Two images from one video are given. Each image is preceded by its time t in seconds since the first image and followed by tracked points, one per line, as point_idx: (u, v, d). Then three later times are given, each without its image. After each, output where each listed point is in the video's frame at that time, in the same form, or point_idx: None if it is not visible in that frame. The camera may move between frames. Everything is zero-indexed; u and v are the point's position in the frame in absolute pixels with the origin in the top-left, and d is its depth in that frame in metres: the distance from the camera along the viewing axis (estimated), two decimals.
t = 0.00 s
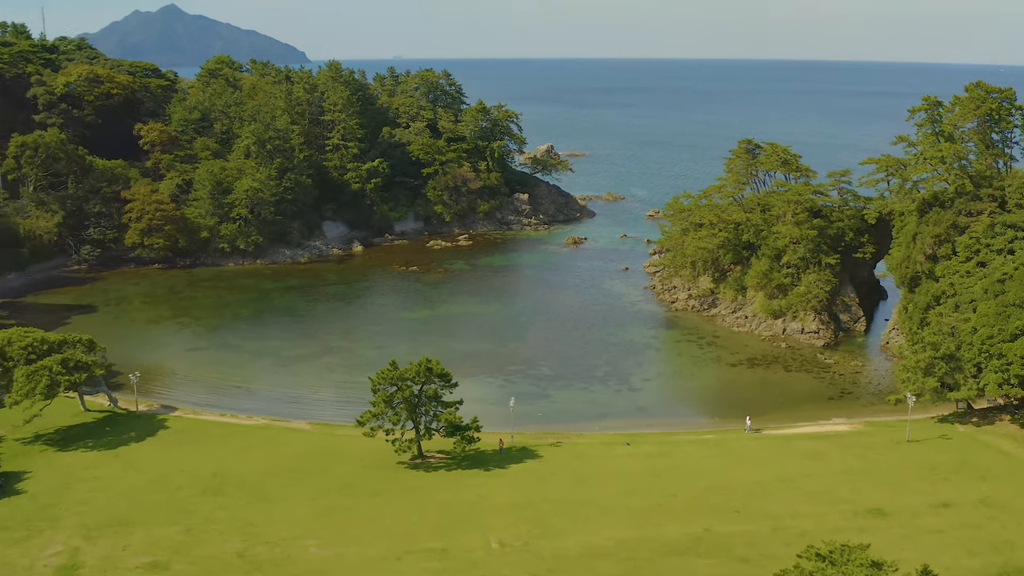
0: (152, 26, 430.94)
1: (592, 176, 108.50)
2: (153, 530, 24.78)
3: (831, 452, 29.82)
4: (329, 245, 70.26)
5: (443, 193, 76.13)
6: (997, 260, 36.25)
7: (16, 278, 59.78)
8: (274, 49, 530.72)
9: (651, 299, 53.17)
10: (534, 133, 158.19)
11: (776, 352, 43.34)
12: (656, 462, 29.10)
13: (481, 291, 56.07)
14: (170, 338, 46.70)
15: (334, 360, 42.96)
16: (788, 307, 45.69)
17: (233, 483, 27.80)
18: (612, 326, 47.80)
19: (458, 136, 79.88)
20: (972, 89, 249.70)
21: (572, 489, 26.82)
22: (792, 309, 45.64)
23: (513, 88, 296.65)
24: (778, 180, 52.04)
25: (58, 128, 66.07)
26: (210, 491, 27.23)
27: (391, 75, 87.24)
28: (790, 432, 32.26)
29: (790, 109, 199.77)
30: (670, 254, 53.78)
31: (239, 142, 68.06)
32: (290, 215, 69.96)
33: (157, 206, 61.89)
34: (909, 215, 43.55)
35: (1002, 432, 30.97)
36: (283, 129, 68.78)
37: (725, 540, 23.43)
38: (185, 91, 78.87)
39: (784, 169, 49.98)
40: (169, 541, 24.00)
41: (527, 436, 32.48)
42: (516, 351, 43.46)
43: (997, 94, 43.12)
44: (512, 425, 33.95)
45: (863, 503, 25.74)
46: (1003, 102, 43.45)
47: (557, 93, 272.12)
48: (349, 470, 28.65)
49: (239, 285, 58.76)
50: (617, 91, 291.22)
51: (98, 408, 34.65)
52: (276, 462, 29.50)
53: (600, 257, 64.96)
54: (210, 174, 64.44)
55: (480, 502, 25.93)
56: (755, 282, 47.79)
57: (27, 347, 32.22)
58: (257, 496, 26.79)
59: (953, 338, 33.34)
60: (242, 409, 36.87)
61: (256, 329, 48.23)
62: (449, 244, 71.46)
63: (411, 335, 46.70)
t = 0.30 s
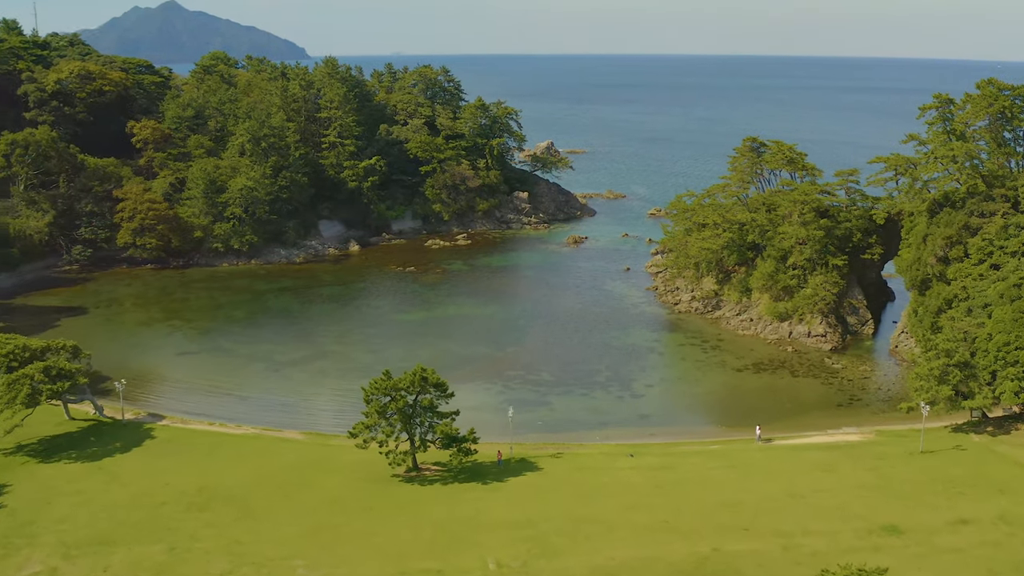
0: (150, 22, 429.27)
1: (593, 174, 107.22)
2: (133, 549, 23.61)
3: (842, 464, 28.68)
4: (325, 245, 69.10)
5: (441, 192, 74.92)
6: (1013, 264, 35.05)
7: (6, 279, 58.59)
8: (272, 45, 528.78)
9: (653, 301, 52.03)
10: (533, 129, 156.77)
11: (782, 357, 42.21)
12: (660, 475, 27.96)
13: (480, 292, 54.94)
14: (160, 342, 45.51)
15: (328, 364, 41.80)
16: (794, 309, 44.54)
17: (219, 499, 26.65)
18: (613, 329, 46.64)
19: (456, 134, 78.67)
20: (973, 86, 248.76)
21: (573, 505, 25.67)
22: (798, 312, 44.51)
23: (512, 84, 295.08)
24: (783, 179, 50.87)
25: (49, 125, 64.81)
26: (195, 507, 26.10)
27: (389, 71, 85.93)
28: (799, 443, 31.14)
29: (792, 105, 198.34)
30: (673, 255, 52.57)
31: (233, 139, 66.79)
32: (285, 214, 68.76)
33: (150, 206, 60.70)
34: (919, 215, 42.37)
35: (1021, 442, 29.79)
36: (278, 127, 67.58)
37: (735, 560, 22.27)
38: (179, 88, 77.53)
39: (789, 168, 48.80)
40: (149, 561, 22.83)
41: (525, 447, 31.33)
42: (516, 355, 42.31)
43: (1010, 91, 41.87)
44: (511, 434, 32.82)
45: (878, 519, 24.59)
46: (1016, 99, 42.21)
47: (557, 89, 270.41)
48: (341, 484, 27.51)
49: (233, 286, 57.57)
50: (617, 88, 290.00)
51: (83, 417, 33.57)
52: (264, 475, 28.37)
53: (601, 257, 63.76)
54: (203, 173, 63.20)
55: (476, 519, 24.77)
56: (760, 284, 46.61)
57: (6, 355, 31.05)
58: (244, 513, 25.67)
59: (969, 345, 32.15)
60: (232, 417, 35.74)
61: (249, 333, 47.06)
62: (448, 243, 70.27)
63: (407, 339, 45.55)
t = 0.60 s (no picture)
0: (148, 17, 427.52)
1: (594, 171, 105.96)
2: (112, 569, 22.42)
3: (854, 478, 27.50)
4: (322, 245, 67.92)
5: (439, 190, 73.73)
6: None
7: None
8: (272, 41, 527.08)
9: (655, 303, 50.88)
10: (534, 126, 155.43)
11: (789, 362, 41.08)
12: (665, 490, 26.77)
13: (479, 294, 53.78)
14: (150, 347, 44.32)
15: (321, 370, 40.65)
16: (801, 312, 43.40)
17: (204, 515, 25.48)
18: (615, 333, 45.48)
19: (455, 131, 77.48)
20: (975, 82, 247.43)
21: (574, 522, 24.48)
22: (805, 315, 43.38)
23: (513, 81, 293.61)
24: (788, 179, 49.69)
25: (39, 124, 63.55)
26: (178, 524, 24.92)
27: (387, 68, 84.69)
28: (808, 454, 30.00)
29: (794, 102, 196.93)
30: (676, 256, 51.38)
31: (228, 137, 65.58)
32: (281, 213, 67.56)
33: (142, 205, 59.54)
34: (930, 216, 41.20)
35: None
36: (274, 124, 66.41)
37: None
38: (173, 85, 76.22)
39: (796, 167, 47.65)
40: None
41: (524, 459, 30.20)
42: (515, 360, 41.17)
43: None
44: (510, 445, 31.66)
45: (895, 536, 23.38)
46: None
47: (557, 85, 269.00)
48: (332, 499, 26.34)
49: (226, 287, 56.36)
50: (617, 84, 288.26)
51: (67, 427, 32.48)
52: (252, 489, 27.19)
53: (602, 257, 62.59)
54: (196, 172, 62.02)
55: (472, 537, 23.58)
56: (766, 286, 45.45)
57: None
58: (230, 530, 24.48)
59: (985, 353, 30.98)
60: (222, 426, 34.59)
61: (241, 336, 45.88)
62: (446, 243, 69.07)
63: (404, 342, 44.39)
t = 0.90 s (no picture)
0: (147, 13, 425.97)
1: (595, 169, 104.70)
2: None
3: (867, 493, 26.35)
4: (317, 244, 66.76)
5: (437, 189, 72.59)
6: None
7: None
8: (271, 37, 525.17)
9: (658, 305, 49.71)
10: (534, 122, 154.13)
11: (796, 367, 39.94)
12: (671, 507, 25.57)
13: (477, 296, 52.64)
14: (140, 351, 43.13)
15: (315, 375, 39.48)
16: (808, 316, 42.26)
17: (189, 534, 24.26)
18: (617, 336, 44.30)
19: (453, 128, 76.26)
20: (977, 79, 246.34)
21: (576, 542, 23.23)
22: (812, 319, 42.23)
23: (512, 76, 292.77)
24: (795, 178, 48.49)
25: (29, 121, 62.24)
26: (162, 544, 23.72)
27: (384, 64, 83.41)
28: (818, 467, 28.86)
29: (795, 98, 195.59)
30: (679, 257, 50.15)
31: (222, 135, 64.32)
32: (276, 212, 66.34)
33: (134, 204, 58.35)
34: (942, 217, 40.03)
35: None
36: (268, 121, 65.15)
37: None
38: (167, 82, 74.88)
39: (802, 166, 46.46)
40: None
41: (523, 472, 29.07)
42: (514, 365, 40.01)
43: None
44: (509, 456, 30.53)
45: (914, 556, 22.17)
46: None
47: (557, 81, 267.64)
48: (322, 517, 25.14)
49: (219, 288, 55.15)
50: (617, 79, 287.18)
51: (50, 437, 31.42)
52: (240, 507, 25.99)
53: (603, 257, 61.42)
54: (189, 170, 60.79)
55: (469, 558, 22.37)
56: (771, 288, 44.28)
57: None
58: (215, 550, 23.28)
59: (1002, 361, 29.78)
60: (211, 436, 33.41)
61: (233, 340, 44.66)
62: (444, 242, 67.90)
63: (400, 346, 43.22)
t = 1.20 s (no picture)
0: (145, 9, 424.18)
1: (595, 166, 103.46)
2: None
3: (881, 510, 25.17)
4: (313, 244, 65.59)
5: (435, 187, 71.39)
6: None
7: None
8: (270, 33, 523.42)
9: (660, 307, 48.57)
10: (534, 118, 152.77)
11: (803, 373, 38.79)
12: (677, 523, 24.41)
13: (475, 298, 51.48)
14: (129, 356, 41.95)
15: (308, 381, 38.32)
16: (815, 320, 41.10)
17: (172, 554, 23.10)
18: (619, 340, 43.15)
19: (452, 126, 75.03)
20: (979, 76, 244.96)
21: (577, 562, 22.07)
22: (819, 323, 41.09)
23: (513, 72, 291.36)
24: (801, 177, 47.29)
25: (19, 119, 61.06)
26: (142, 564, 22.55)
27: (382, 60, 82.16)
28: (830, 481, 27.69)
29: (797, 94, 194.19)
30: (682, 258, 48.98)
31: (215, 133, 63.07)
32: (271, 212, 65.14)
33: (125, 204, 57.14)
34: (954, 219, 38.81)
35: None
36: (263, 119, 63.94)
37: None
38: (160, 78, 73.62)
39: (808, 165, 45.25)
40: None
41: (522, 487, 27.92)
42: (514, 371, 38.87)
43: None
44: (507, 469, 29.37)
45: None
46: None
47: (557, 77, 266.34)
48: (311, 535, 23.98)
49: (212, 290, 53.98)
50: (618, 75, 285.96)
51: (31, 448, 30.27)
52: (226, 524, 24.84)
53: (604, 257, 60.28)
54: (182, 169, 59.57)
55: None
56: (777, 291, 43.11)
57: None
58: (198, 572, 22.10)
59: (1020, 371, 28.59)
60: (199, 446, 32.25)
61: (225, 345, 43.49)
62: (442, 242, 66.73)
63: (396, 351, 42.06)
